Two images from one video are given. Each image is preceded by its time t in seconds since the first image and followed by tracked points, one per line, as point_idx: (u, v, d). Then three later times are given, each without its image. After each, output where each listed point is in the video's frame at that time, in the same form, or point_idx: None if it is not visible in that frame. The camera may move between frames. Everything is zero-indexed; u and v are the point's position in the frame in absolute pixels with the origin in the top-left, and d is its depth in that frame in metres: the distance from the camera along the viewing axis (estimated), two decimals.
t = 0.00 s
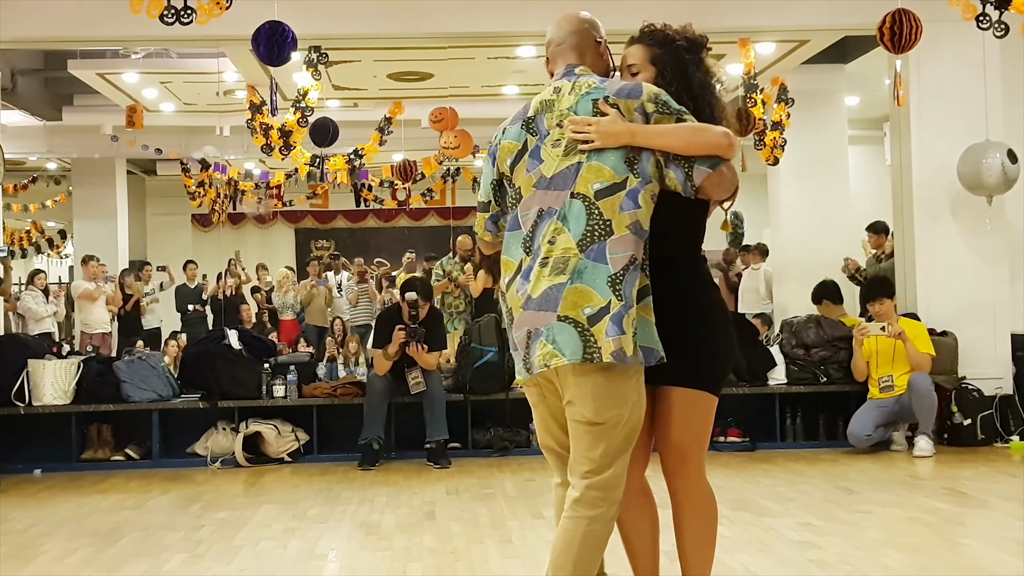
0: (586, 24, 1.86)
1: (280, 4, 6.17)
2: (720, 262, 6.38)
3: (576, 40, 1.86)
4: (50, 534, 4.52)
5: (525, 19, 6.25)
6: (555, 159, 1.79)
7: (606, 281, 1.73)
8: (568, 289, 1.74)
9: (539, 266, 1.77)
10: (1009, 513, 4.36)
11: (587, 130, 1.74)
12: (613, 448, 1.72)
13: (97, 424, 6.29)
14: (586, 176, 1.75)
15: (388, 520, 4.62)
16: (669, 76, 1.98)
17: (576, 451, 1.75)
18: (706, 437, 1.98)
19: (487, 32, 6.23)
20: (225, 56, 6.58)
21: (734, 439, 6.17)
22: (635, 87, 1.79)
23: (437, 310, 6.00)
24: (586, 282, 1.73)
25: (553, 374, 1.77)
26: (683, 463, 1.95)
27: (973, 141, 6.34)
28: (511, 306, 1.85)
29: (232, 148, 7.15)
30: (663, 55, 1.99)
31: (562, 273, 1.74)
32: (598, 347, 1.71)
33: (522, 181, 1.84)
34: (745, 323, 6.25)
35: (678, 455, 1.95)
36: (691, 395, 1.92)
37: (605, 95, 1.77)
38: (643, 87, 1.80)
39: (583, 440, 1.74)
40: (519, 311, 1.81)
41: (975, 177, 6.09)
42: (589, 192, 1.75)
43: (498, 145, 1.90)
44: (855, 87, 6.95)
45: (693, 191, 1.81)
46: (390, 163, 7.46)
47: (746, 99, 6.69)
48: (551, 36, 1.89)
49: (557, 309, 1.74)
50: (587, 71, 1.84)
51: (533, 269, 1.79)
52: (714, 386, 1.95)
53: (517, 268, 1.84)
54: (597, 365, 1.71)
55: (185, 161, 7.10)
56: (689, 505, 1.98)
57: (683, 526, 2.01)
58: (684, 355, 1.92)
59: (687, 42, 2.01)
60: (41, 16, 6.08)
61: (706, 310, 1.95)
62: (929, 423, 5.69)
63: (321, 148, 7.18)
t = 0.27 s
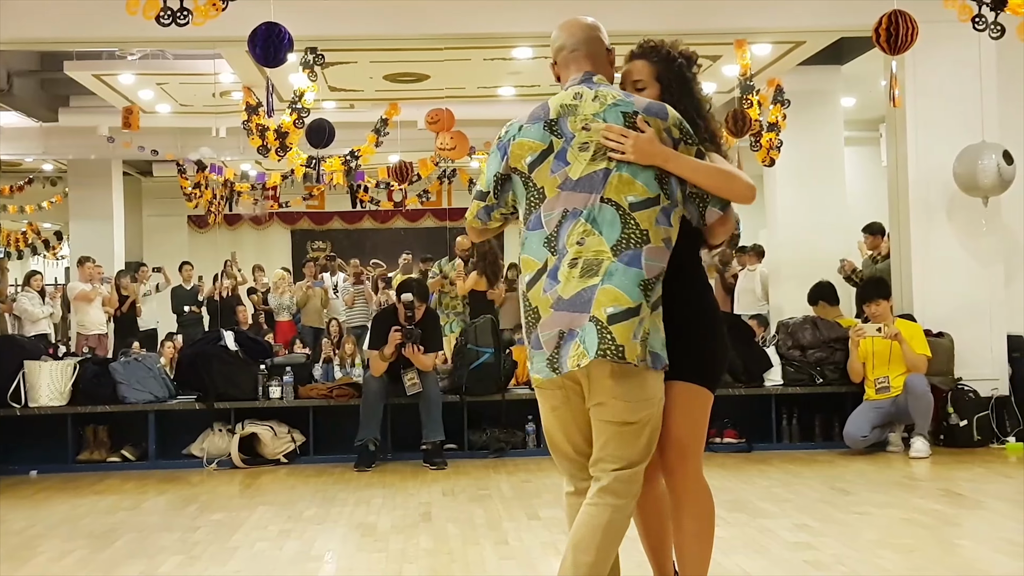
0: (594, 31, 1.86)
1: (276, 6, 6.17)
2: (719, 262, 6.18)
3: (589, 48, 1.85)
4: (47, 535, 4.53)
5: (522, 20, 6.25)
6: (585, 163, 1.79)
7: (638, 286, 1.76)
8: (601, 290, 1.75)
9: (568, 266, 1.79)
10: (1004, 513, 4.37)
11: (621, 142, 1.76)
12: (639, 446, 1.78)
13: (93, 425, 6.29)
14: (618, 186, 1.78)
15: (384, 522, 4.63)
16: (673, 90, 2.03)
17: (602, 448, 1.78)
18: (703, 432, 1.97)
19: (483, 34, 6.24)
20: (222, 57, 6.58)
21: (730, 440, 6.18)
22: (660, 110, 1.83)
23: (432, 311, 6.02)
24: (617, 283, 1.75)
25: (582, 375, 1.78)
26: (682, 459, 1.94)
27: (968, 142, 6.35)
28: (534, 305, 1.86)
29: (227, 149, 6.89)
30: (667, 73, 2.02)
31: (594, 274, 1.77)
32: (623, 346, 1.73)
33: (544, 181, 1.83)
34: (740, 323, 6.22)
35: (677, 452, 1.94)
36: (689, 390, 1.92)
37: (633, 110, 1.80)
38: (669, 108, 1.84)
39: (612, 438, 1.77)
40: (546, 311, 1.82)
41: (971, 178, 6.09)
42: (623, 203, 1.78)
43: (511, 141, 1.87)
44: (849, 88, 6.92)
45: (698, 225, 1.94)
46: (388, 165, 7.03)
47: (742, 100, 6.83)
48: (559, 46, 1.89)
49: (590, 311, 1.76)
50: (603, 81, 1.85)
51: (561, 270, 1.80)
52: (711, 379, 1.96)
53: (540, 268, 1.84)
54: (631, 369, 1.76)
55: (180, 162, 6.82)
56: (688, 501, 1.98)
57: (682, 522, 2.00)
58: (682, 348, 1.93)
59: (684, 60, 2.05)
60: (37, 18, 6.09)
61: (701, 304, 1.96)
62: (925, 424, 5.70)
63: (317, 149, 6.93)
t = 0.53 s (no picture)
0: (604, 37, 1.88)
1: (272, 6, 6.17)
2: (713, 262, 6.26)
3: (603, 56, 1.86)
4: (42, 536, 4.51)
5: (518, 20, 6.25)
6: (606, 169, 1.80)
7: (659, 297, 1.82)
8: (619, 293, 1.79)
9: (585, 266, 1.80)
10: (1000, 513, 4.38)
11: (645, 152, 1.77)
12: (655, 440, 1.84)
13: (88, 426, 6.27)
14: (638, 193, 1.80)
15: (380, 522, 4.62)
16: (677, 95, 2.06)
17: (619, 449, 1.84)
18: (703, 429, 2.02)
19: (479, 34, 6.25)
20: (218, 57, 6.58)
21: (726, 440, 6.18)
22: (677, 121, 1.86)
23: (429, 311, 6.02)
24: (639, 290, 1.80)
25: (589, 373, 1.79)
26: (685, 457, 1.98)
27: (963, 143, 6.36)
28: (546, 300, 1.86)
29: (223, 149, 6.93)
30: (668, 81, 2.06)
31: (612, 277, 1.79)
32: (653, 353, 1.79)
33: (566, 182, 1.82)
34: (737, 324, 6.14)
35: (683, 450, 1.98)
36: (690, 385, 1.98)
37: (654, 119, 1.83)
38: (685, 120, 1.87)
39: (628, 438, 1.82)
40: (559, 309, 1.83)
41: (966, 178, 6.11)
42: (642, 209, 1.81)
43: (532, 143, 1.85)
44: (845, 88, 6.82)
45: (700, 235, 1.99)
46: (384, 165, 6.99)
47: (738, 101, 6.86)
48: (572, 53, 1.89)
49: (606, 310, 1.78)
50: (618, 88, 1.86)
51: (577, 269, 1.81)
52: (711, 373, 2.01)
53: (556, 266, 1.84)
54: (649, 373, 1.80)
55: (177, 162, 6.87)
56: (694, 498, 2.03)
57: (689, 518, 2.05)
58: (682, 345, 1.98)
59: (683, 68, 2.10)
60: (32, 18, 6.07)
61: (699, 300, 2.00)
62: (920, 424, 5.70)
63: (312, 149, 6.91)
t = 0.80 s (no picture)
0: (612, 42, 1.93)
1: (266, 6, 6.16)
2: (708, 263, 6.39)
3: (614, 62, 1.91)
4: (35, 538, 4.50)
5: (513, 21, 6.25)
6: (615, 170, 1.84)
7: (663, 296, 1.85)
8: (625, 293, 1.82)
9: (591, 264, 1.83)
10: (993, 513, 4.39)
11: (654, 151, 1.80)
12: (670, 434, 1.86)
13: (82, 426, 6.26)
14: (645, 192, 1.82)
15: (374, 523, 4.61)
16: (683, 95, 2.09)
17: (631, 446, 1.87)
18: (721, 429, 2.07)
19: (474, 35, 6.24)
20: (212, 57, 6.56)
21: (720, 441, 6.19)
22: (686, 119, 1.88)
23: (423, 312, 6.02)
24: (645, 290, 1.83)
25: (592, 367, 1.84)
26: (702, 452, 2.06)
27: (956, 144, 6.37)
28: (552, 297, 1.91)
29: (217, 150, 6.94)
30: (676, 79, 2.08)
31: (619, 277, 1.82)
32: (657, 352, 1.82)
33: (577, 185, 1.87)
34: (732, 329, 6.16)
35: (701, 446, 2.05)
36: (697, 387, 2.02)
37: (664, 120, 1.85)
38: (697, 119, 1.89)
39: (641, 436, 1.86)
40: (564, 304, 1.86)
41: (959, 179, 6.12)
42: (649, 208, 1.83)
43: (545, 149, 1.91)
44: (837, 89, 6.95)
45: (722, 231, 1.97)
46: (378, 166, 7.07)
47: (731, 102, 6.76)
48: (583, 60, 1.93)
49: (612, 309, 1.82)
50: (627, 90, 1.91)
51: (583, 266, 1.84)
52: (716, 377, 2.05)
53: (563, 263, 1.88)
54: (652, 370, 1.82)
55: (171, 162, 6.89)
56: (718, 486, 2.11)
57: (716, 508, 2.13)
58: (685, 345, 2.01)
59: (690, 66, 2.11)
60: (25, 17, 6.06)
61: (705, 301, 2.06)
62: (914, 425, 5.72)
63: (307, 149, 7.02)
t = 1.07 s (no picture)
0: (625, 46, 1.97)
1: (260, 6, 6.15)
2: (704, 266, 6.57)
3: (625, 67, 1.96)
4: (29, 538, 4.49)
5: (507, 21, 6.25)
6: (611, 174, 1.91)
7: (671, 290, 1.86)
8: (635, 291, 1.85)
9: (601, 268, 1.90)
10: (986, 513, 4.40)
11: (644, 147, 1.85)
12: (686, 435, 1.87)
13: (75, 426, 6.26)
14: (643, 190, 1.87)
15: (369, 524, 4.61)
16: (699, 93, 2.08)
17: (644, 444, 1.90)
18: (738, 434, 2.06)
19: (468, 35, 6.24)
20: (205, 57, 6.54)
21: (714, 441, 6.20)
22: (686, 112, 1.89)
23: (418, 312, 6.03)
24: (654, 287, 1.85)
25: (612, 368, 1.89)
26: (720, 451, 2.03)
27: (949, 145, 6.39)
28: (570, 305, 1.99)
29: (212, 149, 6.99)
30: (690, 79, 2.07)
31: (628, 276, 1.86)
32: (667, 348, 1.84)
33: (580, 194, 1.98)
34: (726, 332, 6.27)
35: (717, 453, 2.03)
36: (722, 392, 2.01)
37: (660, 115, 1.88)
38: (696, 112, 1.90)
39: (653, 430, 1.88)
40: (581, 310, 1.93)
41: (952, 179, 6.14)
42: (648, 204, 1.87)
43: (557, 163, 2.04)
44: (831, 89, 6.95)
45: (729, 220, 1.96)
46: (372, 166, 7.04)
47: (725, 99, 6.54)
48: (594, 66, 1.98)
49: (624, 309, 1.86)
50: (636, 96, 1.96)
51: (594, 272, 1.91)
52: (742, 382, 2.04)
53: (577, 272, 1.98)
54: (664, 366, 1.84)
55: (164, 162, 6.88)
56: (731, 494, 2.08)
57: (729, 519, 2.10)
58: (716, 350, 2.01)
59: (709, 64, 2.09)
60: (18, 16, 6.04)
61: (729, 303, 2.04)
62: (907, 425, 5.73)
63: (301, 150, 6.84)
